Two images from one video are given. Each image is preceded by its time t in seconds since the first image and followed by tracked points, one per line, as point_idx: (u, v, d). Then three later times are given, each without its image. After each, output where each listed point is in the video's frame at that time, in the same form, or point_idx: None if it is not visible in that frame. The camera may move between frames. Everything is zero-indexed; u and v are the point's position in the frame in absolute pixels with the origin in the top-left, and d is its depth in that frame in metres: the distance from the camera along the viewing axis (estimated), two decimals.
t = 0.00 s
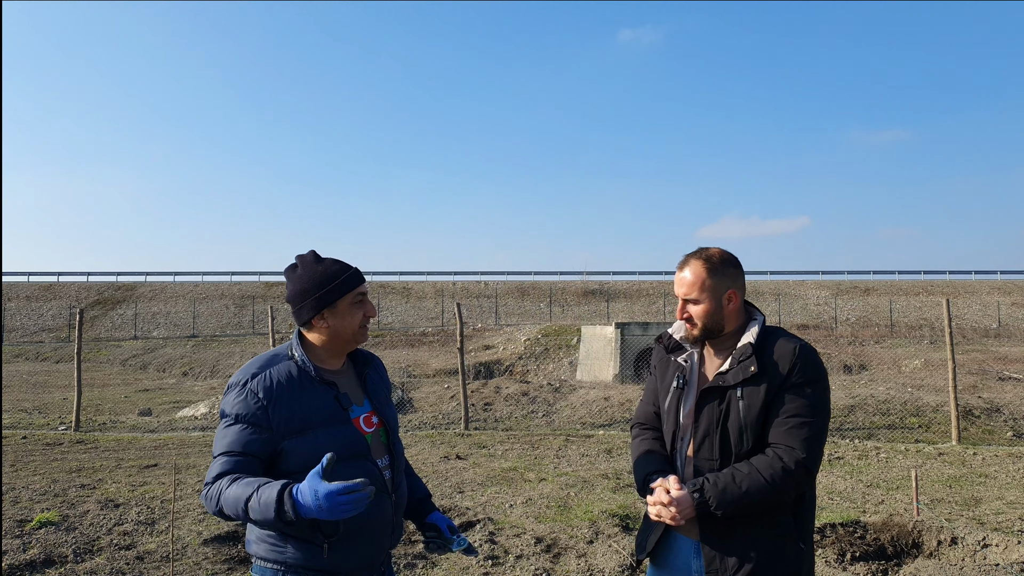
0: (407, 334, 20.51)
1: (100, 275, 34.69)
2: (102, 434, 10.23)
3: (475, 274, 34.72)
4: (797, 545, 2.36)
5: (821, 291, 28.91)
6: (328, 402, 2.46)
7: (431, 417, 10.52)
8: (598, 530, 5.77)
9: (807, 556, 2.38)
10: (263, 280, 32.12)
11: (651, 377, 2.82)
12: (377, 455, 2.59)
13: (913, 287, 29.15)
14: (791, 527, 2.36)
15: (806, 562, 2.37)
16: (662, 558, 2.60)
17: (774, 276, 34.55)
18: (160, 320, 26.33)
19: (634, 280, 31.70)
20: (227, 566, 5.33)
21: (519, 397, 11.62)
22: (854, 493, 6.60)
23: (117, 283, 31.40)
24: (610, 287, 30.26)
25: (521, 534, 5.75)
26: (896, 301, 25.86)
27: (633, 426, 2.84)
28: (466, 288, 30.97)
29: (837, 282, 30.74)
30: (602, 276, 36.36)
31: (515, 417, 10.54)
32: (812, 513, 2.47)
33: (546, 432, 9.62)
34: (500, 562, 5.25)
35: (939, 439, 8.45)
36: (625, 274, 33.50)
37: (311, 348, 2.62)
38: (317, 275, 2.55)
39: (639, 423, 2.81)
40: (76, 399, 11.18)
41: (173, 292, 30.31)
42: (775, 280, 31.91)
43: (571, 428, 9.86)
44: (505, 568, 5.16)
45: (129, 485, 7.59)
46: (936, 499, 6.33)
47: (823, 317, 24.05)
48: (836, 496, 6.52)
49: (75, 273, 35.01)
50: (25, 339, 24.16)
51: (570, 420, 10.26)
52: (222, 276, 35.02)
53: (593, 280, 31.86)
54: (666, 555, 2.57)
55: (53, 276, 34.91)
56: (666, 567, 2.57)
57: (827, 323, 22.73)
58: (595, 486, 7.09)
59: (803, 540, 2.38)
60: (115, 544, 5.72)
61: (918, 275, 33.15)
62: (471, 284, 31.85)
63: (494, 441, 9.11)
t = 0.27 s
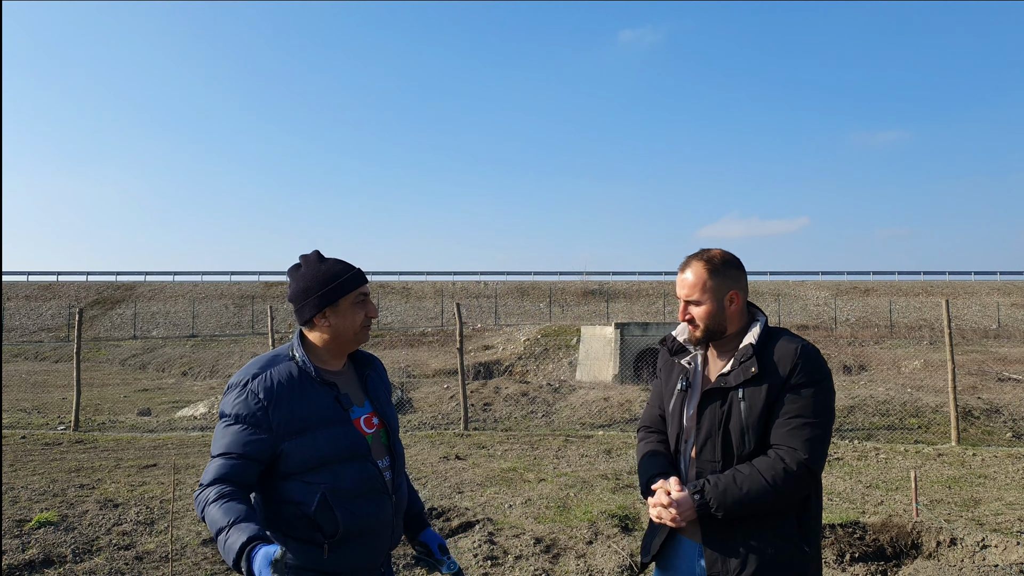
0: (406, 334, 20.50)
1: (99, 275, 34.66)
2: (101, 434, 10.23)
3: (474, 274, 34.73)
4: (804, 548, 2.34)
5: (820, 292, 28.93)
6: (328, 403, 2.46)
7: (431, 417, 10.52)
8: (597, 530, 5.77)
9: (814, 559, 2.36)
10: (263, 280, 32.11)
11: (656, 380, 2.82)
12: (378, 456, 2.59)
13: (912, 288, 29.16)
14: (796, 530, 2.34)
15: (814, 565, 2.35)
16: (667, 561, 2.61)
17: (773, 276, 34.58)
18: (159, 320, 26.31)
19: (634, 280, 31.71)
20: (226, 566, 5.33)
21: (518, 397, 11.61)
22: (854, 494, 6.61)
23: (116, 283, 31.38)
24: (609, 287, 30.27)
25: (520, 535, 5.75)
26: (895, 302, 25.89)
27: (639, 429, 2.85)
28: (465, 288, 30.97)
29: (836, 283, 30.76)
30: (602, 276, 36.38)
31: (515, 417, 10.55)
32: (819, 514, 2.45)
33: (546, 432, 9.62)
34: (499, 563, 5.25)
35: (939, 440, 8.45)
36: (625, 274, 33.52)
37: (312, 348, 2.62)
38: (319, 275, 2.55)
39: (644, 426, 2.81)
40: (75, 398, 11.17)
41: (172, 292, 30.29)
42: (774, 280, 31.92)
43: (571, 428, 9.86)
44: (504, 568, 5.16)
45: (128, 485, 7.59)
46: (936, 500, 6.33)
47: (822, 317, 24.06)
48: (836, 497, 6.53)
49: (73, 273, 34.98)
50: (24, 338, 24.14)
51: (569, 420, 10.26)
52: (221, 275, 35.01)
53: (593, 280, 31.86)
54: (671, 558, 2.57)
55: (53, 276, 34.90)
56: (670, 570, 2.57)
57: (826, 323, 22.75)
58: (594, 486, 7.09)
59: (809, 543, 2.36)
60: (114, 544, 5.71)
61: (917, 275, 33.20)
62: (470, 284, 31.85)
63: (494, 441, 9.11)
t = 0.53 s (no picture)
0: (406, 334, 20.51)
1: (99, 276, 34.70)
2: (101, 434, 10.24)
3: (474, 274, 34.75)
4: (808, 549, 2.33)
5: (820, 292, 28.95)
6: (328, 404, 2.46)
7: (430, 417, 10.53)
8: (596, 530, 5.78)
9: (820, 560, 2.35)
10: (262, 280, 32.13)
11: (659, 383, 2.83)
12: (378, 458, 2.60)
13: (911, 288, 29.17)
14: (800, 530, 2.34)
15: (820, 566, 2.34)
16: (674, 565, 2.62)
17: (773, 276, 34.60)
18: (158, 320, 26.32)
19: (633, 280, 31.73)
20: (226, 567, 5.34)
21: (518, 397, 11.61)
22: (853, 494, 6.61)
23: (116, 283, 31.41)
24: (609, 287, 30.28)
25: (520, 535, 5.75)
26: (894, 301, 25.90)
27: (643, 432, 2.86)
28: (465, 288, 30.99)
29: (835, 283, 30.77)
30: (601, 276, 36.40)
31: (514, 417, 10.56)
32: (825, 516, 2.44)
33: (545, 432, 9.63)
34: (499, 563, 5.25)
35: (938, 439, 8.46)
36: (624, 274, 33.54)
37: (311, 348, 2.61)
38: (318, 276, 2.55)
39: (649, 429, 2.82)
40: (74, 399, 11.19)
41: (172, 292, 30.31)
42: (773, 280, 31.92)
43: (570, 428, 9.87)
44: (503, 568, 5.16)
45: (127, 486, 7.60)
46: (935, 499, 6.34)
47: (821, 317, 24.08)
48: (835, 497, 6.53)
49: (73, 274, 35.01)
50: (24, 339, 24.16)
51: (569, 420, 10.27)
52: (220, 276, 35.04)
53: (592, 280, 31.88)
54: (678, 561, 2.58)
55: (53, 276, 34.93)
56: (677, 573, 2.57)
57: (826, 323, 22.77)
58: (594, 486, 7.09)
59: (814, 544, 2.35)
60: (114, 544, 5.72)
61: (916, 275, 33.23)
62: (470, 284, 31.86)
63: (493, 441, 9.11)
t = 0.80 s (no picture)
0: (405, 334, 20.51)
1: (98, 275, 34.68)
2: (100, 434, 10.23)
3: (473, 274, 34.76)
4: (814, 550, 2.34)
5: (819, 292, 28.97)
6: (328, 404, 2.47)
7: (429, 417, 10.53)
8: (595, 530, 5.78)
9: (826, 561, 2.36)
10: (261, 280, 32.12)
11: (664, 384, 2.83)
12: (378, 458, 2.60)
13: (910, 288, 29.18)
14: (807, 532, 2.34)
15: (827, 567, 2.35)
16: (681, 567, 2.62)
17: (772, 276, 34.61)
18: (157, 320, 26.31)
19: (632, 280, 31.74)
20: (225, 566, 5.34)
21: (517, 397, 11.61)
22: (852, 494, 6.62)
23: (115, 283, 31.40)
24: (608, 287, 30.28)
25: (519, 535, 5.75)
26: (893, 302, 25.93)
27: (648, 433, 2.86)
28: (464, 288, 30.98)
29: (835, 283, 30.79)
30: (600, 276, 36.41)
31: (514, 417, 10.56)
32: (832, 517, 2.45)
33: (545, 432, 9.63)
34: (498, 563, 5.25)
35: (937, 440, 8.47)
36: (624, 274, 33.56)
37: (311, 348, 2.61)
38: (316, 277, 2.55)
39: (654, 429, 2.82)
40: (73, 399, 11.18)
41: (171, 292, 30.29)
42: (772, 280, 31.93)
43: (569, 428, 9.87)
44: (503, 568, 5.16)
45: (127, 486, 7.59)
46: (934, 500, 6.35)
47: (821, 317, 24.09)
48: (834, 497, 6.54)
49: (72, 273, 35.00)
50: (22, 338, 24.14)
51: (568, 420, 10.27)
52: (220, 275, 35.02)
53: (591, 280, 31.88)
54: (685, 564, 2.57)
55: (52, 276, 34.92)
56: None
57: (825, 323, 22.79)
58: (593, 486, 7.10)
59: (820, 546, 2.35)
60: (113, 544, 5.72)
61: (915, 275, 33.28)
62: (469, 284, 31.86)
63: (493, 441, 9.11)
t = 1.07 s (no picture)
0: (404, 334, 20.51)
1: (97, 275, 34.63)
2: (99, 435, 10.23)
3: (472, 274, 34.77)
4: (816, 553, 2.34)
5: (818, 292, 28.99)
6: (327, 404, 2.47)
7: (428, 417, 10.54)
8: (594, 530, 5.78)
9: (828, 564, 2.36)
10: (260, 280, 32.10)
11: (668, 382, 2.84)
12: (376, 457, 2.60)
13: (909, 288, 29.21)
14: (809, 535, 2.34)
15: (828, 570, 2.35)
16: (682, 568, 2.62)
17: (771, 275, 34.64)
18: (156, 321, 26.30)
19: (631, 280, 31.75)
20: (225, 566, 5.34)
21: (516, 397, 11.61)
22: (850, 493, 6.63)
23: (113, 283, 31.39)
24: (607, 287, 30.29)
25: (518, 535, 5.75)
26: (892, 302, 25.94)
27: (651, 431, 2.86)
28: (463, 288, 30.99)
29: (833, 283, 30.81)
30: (600, 276, 36.42)
31: (513, 417, 10.57)
32: (834, 521, 2.45)
33: (544, 432, 9.64)
34: (497, 562, 5.26)
35: (935, 439, 8.48)
36: (623, 274, 33.59)
37: (305, 349, 2.63)
38: (307, 279, 2.55)
39: (657, 428, 2.83)
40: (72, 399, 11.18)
41: (170, 292, 30.29)
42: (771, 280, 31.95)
43: (568, 428, 9.88)
44: (502, 568, 5.17)
45: (125, 486, 7.60)
46: (932, 499, 6.35)
47: (819, 317, 24.10)
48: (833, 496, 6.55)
49: (71, 273, 34.94)
50: (21, 339, 24.13)
51: (567, 420, 10.28)
52: (218, 275, 35.00)
53: (590, 280, 31.88)
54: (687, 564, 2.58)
55: (50, 276, 34.85)
56: None
57: (823, 323, 22.80)
58: (592, 486, 7.10)
59: (822, 548, 2.35)
60: (111, 545, 5.72)
61: (914, 275, 33.32)
62: (468, 284, 31.86)
63: (492, 441, 9.11)
